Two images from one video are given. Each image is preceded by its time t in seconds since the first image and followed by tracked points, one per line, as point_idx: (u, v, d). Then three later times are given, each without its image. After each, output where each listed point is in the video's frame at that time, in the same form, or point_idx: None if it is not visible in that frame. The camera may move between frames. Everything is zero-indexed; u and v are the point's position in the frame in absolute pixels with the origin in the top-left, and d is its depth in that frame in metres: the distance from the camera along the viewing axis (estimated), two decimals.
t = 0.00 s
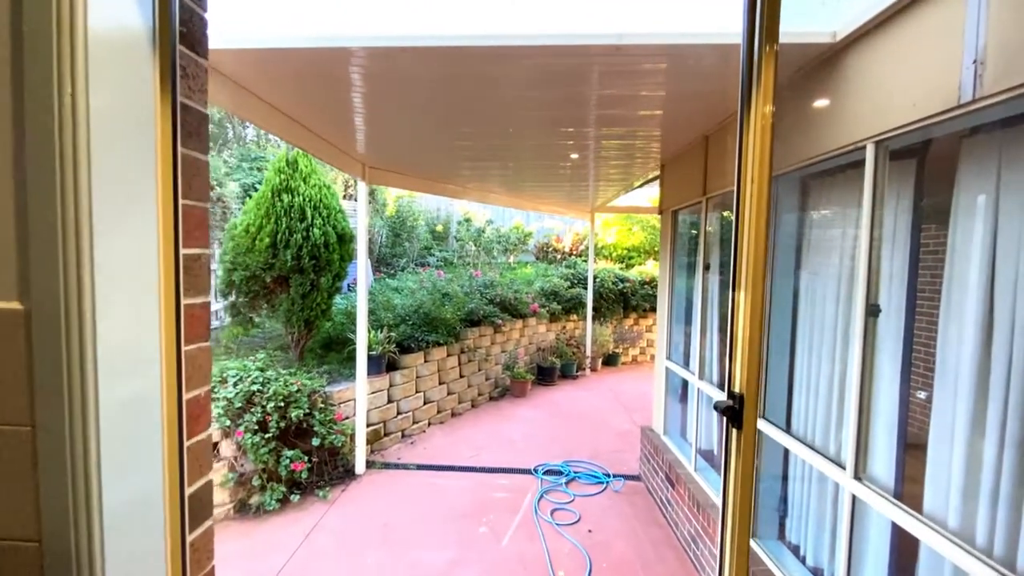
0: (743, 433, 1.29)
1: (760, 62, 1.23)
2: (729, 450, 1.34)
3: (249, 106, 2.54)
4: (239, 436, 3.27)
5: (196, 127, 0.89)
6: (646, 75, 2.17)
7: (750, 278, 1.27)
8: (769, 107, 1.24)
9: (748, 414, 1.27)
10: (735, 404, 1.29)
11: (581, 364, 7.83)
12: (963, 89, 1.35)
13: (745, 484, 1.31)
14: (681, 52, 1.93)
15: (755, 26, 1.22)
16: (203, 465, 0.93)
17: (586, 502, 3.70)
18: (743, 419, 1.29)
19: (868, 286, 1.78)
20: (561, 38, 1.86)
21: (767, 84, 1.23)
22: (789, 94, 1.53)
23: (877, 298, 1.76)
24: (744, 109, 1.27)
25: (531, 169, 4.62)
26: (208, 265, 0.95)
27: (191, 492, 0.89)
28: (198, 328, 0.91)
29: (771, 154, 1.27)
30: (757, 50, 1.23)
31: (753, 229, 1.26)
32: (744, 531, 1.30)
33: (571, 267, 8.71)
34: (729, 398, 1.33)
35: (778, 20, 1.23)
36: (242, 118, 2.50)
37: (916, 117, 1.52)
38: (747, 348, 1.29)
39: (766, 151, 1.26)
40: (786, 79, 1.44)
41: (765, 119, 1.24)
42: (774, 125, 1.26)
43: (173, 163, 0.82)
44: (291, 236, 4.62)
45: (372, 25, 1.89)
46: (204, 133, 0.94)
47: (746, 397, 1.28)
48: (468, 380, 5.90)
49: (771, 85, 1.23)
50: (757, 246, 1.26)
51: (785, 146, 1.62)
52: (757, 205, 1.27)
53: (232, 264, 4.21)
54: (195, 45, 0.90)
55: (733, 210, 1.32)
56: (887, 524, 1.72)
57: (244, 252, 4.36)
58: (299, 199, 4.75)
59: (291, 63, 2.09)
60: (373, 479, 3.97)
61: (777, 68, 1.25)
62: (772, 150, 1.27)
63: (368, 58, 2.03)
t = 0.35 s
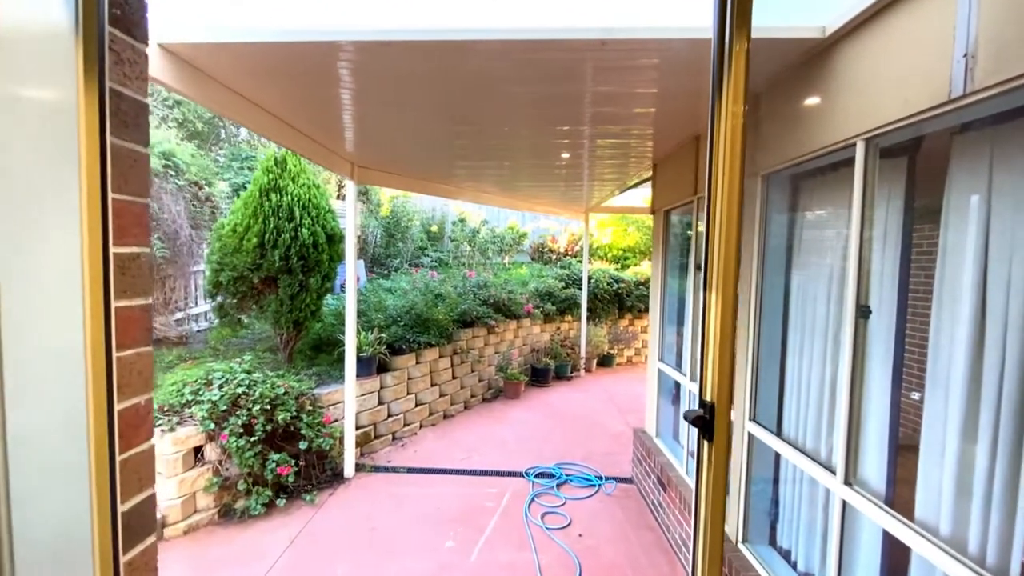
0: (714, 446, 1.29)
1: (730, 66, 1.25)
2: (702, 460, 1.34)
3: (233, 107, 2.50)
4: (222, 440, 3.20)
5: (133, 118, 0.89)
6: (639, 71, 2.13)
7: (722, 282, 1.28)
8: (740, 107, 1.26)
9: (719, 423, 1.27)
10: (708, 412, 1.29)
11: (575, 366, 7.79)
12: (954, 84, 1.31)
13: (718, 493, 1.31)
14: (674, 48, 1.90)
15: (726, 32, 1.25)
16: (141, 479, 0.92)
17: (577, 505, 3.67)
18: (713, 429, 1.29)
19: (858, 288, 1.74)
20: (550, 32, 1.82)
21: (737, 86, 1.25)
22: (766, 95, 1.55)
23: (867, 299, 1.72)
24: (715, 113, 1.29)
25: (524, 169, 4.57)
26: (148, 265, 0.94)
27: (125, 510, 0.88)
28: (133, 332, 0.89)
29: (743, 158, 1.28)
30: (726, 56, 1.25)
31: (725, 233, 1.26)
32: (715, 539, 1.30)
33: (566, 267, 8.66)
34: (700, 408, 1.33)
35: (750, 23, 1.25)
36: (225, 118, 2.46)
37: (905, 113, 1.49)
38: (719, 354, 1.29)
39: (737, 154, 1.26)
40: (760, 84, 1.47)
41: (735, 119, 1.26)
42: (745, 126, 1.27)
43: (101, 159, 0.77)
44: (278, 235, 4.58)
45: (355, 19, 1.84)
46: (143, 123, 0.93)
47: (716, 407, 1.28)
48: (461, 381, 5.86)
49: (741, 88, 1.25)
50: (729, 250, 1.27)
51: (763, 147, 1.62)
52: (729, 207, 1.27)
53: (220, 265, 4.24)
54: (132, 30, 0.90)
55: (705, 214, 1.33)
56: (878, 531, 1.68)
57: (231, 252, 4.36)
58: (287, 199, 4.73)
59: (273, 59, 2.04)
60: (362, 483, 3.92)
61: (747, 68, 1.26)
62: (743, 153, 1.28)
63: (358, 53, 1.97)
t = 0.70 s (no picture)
0: (694, 451, 1.28)
1: (709, 66, 1.23)
2: (682, 467, 1.31)
3: (221, 104, 2.47)
4: (211, 441, 3.17)
5: (90, 109, 0.88)
6: (632, 68, 2.11)
7: (704, 285, 1.26)
8: (720, 107, 1.24)
9: (698, 427, 1.25)
10: (687, 416, 1.28)
11: (571, 366, 7.76)
12: (947, 80, 1.29)
13: (699, 498, 1.29)
14: (671, 44, 1.87)
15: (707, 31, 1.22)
16: (100, 487, 0.90)
17: (572, 507, 3.64)
18: (693, 434, 1.27)
19: (852, 288, 1.72)
20: (542, 27, 1.81)
21: (716, 86, 1.23)
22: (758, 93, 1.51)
23: (861, 299, 1.70)
24: (695, 113, 1.27)
25: (520, 168, 4.54)
26: (107, 262, 0.92)
27: (81, 519, 0.87)
28: (89, 331, 0.87)
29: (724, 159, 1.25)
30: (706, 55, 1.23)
31: (706, 235, 1.24)
32: (695, 546, 1.28)
33: (563, 267, 8.63)
34: (681, 412, 1.31)
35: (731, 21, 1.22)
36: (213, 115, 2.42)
37: (898, 110, 1.47)
38: (699, 358, 1.27)
39: (718, 155, 1.24)
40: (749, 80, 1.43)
41: (715, 120, 1.24)
42: (726, 126, 1.24)
43: (50, 149, 0.78)
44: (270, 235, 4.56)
45: (345, 13, 1.81)
46: (103, 114, 0.92)
47: (696, 411, 1.26)
48: (456, 382, 5.83)
49: (720, 89, 1.23)
50: (710, 253, 1.25)
51: (756, 144, 1.60)
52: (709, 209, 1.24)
53: (210, 266, 4.45)
54: (94, 21, 0.90)
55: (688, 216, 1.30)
56: (872, 534, 1.66)
57: (222, 252, 4.46)
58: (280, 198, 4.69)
59: (260, 54, 2.01)
60: (355, 485, 3.89)
61: (728, 67, 1.23)
62: (725, 154, 1.26)
63: (352, 48, 1.94)
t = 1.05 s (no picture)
0: (688, 456, 1.26)
1: (703, 61, 1.20)
2: (675, 472, 1.29)
3: (213, 102, 2.46)
4: (203, 442, 3.14)
5: (60, 100, 0.85)
6: (629, 65, 2.08)
7: (697, 286, 1.23)
8: (714, 105, 1.21)
9: (691, 431, 1.24)
10: (679, 419, 1.26)
11: (568, 366, 7.74)
12: (946, 76, 1.28)
13: (693, 503, 1.27)
14: (666, 40, 1.85)
15: (700, 25, 1.20)
16: (72, 492, 0.88)
17: (568, 508, 3.62)
18: (687, 438, 1.25)
19: (849, 287, 1.70)
20: (536, 23, 1.78)
21: (709, 83, 1.20)
22: (754, 91, 1.49)
23: (858, 298, 1.69)
24: (688, 110, 1.25)
25: (517, 167, 4.51)
26: (78, 259, 0.90)
27: (51, 526, 0.84)
28: (57, 331, 0.85)
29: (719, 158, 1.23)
30: (699, 52, 1.20)
31: (700, 235, 1.22)
32: (688, 550, 1.27)
33: (560, 267, 8.61)
34: (673, 414, 1.29)
35: (724, 17, 1.19)
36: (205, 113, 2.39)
37: (896, 107, 1.45)
38: (692, 361, 1.25)
39: (711, 153, 1.21)
40: (745, 78, 1.41)
41: (709, 119, 1.21)
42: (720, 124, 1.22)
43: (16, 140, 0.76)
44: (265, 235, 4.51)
45: (338, 8, 1.78)
46: (74, 104, 0.90)
47: (689, 413, 1.25)
48: (452, 382, 5.80)
49: (714, 86, 1.20)
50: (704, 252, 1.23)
51: (752, 142, 1.58)
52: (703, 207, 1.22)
53: (205, 265, 4.45)
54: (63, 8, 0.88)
55: (682, 216, 1.28)
56: (870, 537, 1.64)
57: (215, 251, 4.45)
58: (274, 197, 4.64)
59: (251, 49, 1.98)
60: (349, 487, 3.86)
61: (723, 64, 1.21)
62: (719, 152, 1.23)
63: (347, 44, 1.91)
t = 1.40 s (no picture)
0: (682, 458, 1.24)
1: (698, 59, 1.19)
2: (670, 474, 1.28)
3: (203, 99, 2.43)
4: (194, 443, 3.10)
5: (31, 89, 0.82)
6: (625, 62, 2.07)
7: (692, 286, 1.22)
8: (709, 104, 1.20)
9: (686, 433, 1.22)
10: (674, 421, 1.24)
11: (564, 366, 7.72)
12: (944, 72, 1.26)
13: (687, 506, 1.26)
14: (662, 37, 1.84)
15: (695, 22, 1.19)
16: (45, 496, 0.86)
17: (563, 509, 3.61)
18: (681, 440, 1.23)
19: (844, 286, 1.69)
20: (532, 18, 1.77)
21: (705, 81, 1.19)
22: (749, 88, 1.48)
23: (854, 297, 1.67)
24: (682, 108, 1.24)
25: (513, 165, 4.48)
26: (49, 256, 0.87)
27: (23, 532, 0.82)
28: (27, 330, 0.82)
29: (714, 156, 1.22)
30: (694, 49, 1.19)
31: (696, 233, 1.21)
32: (683, 553, 1.25)
33: (556, 267, 8.59)
34: (667, 415, 1.28)
35: (719, 14, 1.18)
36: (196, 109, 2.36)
37: (893, 104, 1.44)
38: (687, 361, 1.23)
39: (707, 151, 1.20)
40: (741, 76, 1.39)
41: (705, 118, 1.20)
42: (715, 123, 1.21)
43: None
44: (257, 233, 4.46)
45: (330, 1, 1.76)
46: (46, 94, 0.87)
47: (684, 414, 1.23)
48: (447, 382, 5.77)
49: (709, 84, 1.19)
50: (700, 251, 1.22)
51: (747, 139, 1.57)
52: (698, 206, 1.21)
53: (196, 264, 4.42)
54: None
55: (677, 215, 1.26)
56: (866, 537, 1.63)
57: (207, 250, 4.41)
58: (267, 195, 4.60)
59: (243, 45, 1.95)
60: (343, 488, 3.84)
61: (718, 61, 1.20)
62: (714, 151, 1.22)
63: (340, 39, 1.88)
